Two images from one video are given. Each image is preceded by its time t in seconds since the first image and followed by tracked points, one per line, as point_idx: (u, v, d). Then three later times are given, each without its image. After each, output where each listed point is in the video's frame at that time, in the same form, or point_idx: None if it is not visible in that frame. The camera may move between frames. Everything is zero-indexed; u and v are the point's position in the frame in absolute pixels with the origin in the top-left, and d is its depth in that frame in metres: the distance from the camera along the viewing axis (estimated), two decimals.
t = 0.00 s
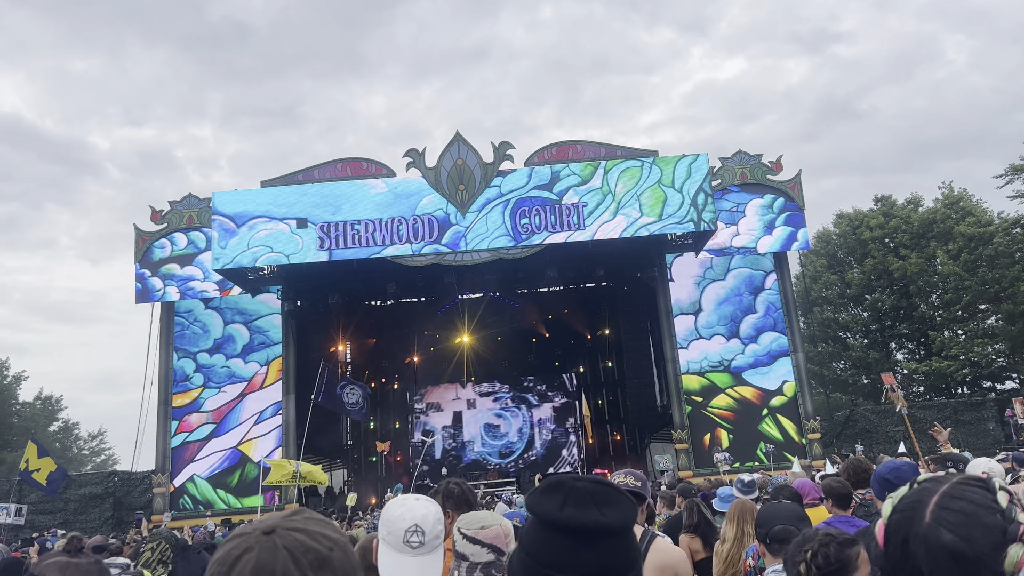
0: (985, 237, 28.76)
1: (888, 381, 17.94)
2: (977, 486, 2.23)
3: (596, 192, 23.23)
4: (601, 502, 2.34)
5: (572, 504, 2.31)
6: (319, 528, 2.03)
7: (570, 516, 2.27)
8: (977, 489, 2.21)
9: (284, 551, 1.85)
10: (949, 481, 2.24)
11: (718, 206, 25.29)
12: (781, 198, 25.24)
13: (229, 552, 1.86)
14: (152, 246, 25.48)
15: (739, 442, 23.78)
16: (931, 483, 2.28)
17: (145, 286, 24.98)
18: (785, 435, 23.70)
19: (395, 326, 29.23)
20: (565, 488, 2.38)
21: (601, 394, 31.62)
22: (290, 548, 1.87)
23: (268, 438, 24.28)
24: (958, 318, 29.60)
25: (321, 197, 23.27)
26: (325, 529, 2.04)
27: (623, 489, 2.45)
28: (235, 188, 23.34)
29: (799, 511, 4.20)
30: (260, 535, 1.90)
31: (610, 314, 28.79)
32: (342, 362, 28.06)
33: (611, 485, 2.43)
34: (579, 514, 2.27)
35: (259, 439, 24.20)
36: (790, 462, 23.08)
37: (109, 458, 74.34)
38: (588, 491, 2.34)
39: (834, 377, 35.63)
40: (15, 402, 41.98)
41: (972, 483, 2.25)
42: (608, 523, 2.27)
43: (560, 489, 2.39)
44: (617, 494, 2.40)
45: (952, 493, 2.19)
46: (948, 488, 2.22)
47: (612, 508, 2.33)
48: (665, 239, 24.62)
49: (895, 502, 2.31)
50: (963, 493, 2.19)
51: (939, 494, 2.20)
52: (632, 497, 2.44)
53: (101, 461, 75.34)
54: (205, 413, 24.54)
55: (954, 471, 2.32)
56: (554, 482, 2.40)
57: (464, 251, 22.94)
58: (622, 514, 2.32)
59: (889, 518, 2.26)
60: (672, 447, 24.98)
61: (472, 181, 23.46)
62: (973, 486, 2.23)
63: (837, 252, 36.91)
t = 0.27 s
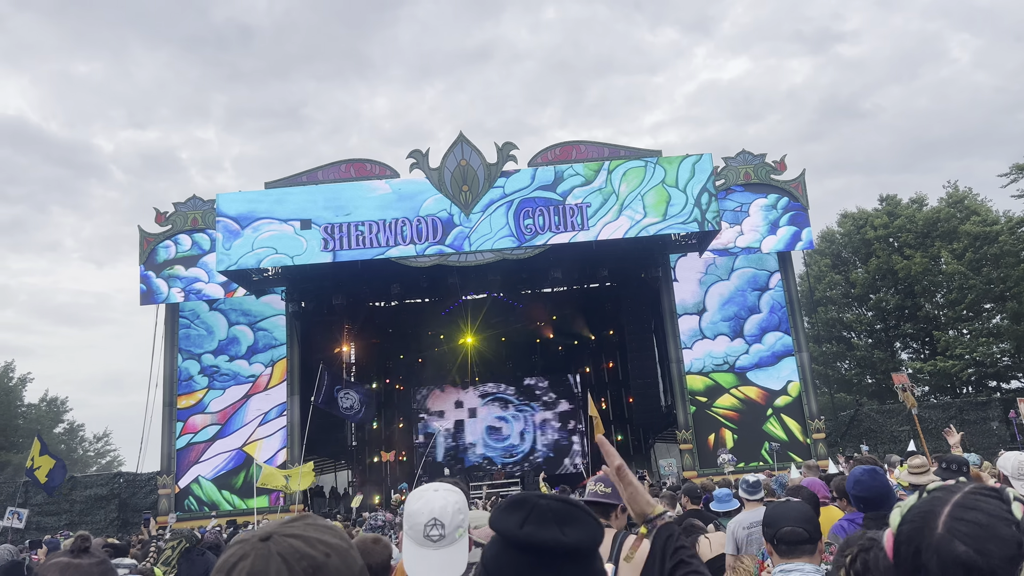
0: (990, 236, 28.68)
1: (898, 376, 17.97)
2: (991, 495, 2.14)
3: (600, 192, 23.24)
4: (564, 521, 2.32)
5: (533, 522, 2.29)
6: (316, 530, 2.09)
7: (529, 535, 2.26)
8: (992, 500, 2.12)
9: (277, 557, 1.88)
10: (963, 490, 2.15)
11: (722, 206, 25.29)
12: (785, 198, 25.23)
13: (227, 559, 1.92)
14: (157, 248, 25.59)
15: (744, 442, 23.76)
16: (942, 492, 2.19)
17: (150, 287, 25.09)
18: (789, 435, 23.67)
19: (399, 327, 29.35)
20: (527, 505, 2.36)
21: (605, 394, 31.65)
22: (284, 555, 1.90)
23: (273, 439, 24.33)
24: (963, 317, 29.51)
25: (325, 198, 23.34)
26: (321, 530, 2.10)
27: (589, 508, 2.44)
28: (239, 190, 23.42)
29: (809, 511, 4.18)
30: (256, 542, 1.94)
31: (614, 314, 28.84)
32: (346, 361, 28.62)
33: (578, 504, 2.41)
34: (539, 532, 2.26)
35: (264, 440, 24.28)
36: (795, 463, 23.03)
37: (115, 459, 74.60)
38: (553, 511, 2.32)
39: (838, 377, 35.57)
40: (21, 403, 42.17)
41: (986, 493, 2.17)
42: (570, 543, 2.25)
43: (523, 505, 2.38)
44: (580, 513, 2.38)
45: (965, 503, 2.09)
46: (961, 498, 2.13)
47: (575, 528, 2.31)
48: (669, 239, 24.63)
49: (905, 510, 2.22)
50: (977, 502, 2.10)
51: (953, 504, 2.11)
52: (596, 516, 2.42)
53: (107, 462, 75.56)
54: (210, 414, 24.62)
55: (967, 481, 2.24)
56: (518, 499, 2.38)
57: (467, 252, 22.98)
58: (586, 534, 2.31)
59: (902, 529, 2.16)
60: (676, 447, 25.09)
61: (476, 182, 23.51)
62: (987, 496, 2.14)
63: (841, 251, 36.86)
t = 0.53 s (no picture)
0: (995, 233, 28.62)
1: (906, 372, 17.88)
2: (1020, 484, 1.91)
3: (602, 192, 23.24)
4: (477, 510, 2.43)
5: (447, 516, 2.38)
6: (354, 531, 2.12)
7: (446, 528, 2.33)
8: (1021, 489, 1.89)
9: (296, 559, 1.89)
10: (990, 482, 1.93)
11: (725, 205, 25.28)
12: (788, 197, 25.22)
13: (252, 559, 1.97)
14: (160, 250, 25.66)
15: (747, 441, 23.73)
16: (967, 485, 1.99)
17: (153, 289, 25.15)
18: (793, 434, 23.63)
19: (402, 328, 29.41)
20: (438, 502, 2.44)
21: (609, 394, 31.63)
22: (304, 555, 1.91)
23: (276, 440, 24.36)
24: (968, 315, 29.42)
25: (328, 199, 23.37)
26: (360, 533, 2.13)
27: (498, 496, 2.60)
28: (242, 191, 23.47)
29: (813, 511, 4.20)
30: (280, 543, 1.97)
31: (617, 314, 28.85)
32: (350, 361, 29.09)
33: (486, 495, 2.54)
34: (455, 526, 2.34)
35: (268, 441, 24.32)
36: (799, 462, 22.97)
37: (119, 461, 74.74)
38: (464, 501, 2.44)
39: (842, 376, 35.53)
40: (25, 405, 42.30)
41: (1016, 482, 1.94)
42: (488, 529, 2.36)
43: (433, 503, 2.45)
44: (490, 502, 2.52)
45: (991, 496, 1.88)
46: (988, 490, 1.92)
47: (490, 515, 2.44)
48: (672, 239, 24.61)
49: (926, 505, 2.03)
50: (1004, 493, 1.88)
51: (978, 497, 1.90)
52: (502, 503, 2.57)
53: (111, 464, 75.69)
54: (214, 416, 24.68)
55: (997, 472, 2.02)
56: (428, 498, 2.46)
57: (470, 252, 23.01)
58: (501, 520, 2.45)
59: (924, 523, 1.97)
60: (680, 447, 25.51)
61: (478, 183, 23.54)
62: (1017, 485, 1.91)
63: (845, 250, 36.80)
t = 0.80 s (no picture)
0: (998, 231, 28.60)
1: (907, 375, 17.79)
2: None
3: (604, 191, 23.25)
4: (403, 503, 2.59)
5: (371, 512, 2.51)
6: (398, 509, 1.76)
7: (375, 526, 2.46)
8: None
9: (328, 540, 1.58)
10: (993, 476, 1.93)
11: (727, 205, 25.29)
12: (790, 196, 25.20)
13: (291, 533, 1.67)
14: (162, 252, 25.70)
15: (751, 441, 23.71)
16: (974, 477, 1.99)
17: (156, 291, 25.20)
18: (797, 433, 23.60)
19: (404, 329, 29.45)
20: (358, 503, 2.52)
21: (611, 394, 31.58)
22: (338, 539, 1.59)
23: (279, 442, 24.34)
24: (970, 313, 29.37)
25: (330, 201, 23.41)
26: (406, 510, 1.77)
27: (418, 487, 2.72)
28: (244, 193, 23.49)
29: (816, 509, 4.21)
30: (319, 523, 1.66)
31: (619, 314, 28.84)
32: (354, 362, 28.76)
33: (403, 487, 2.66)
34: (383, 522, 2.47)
35: (271, 443, 24.32)
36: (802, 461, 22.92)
37: (123, 464, 74.89)
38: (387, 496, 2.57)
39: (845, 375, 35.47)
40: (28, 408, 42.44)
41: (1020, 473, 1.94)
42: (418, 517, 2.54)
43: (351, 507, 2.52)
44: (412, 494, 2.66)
45: (999, 490, 1.88)
46: (992, 482, 1.92)
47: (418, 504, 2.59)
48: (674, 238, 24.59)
49: (934, 498, 2.03)
50: (1011, 485, 1.88)
51: (985, 490, 1.91)
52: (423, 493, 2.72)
53: (115, 466, 75.83)
54: (216, 417, 24.73)
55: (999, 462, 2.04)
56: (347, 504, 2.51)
57: (472, 253, 23.02)
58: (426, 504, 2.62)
59: (931, 518, 1.98)
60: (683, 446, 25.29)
61: (480, 183, 23.55)
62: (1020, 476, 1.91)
63: (847, 249, 36.78)
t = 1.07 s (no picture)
0: (1000, 229, 28.56)
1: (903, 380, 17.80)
2: None
3: (605, 192, 23.24)
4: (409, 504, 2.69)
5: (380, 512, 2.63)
6: (460, 501, 1.75)
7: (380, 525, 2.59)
8: None
9: (395, 538, 1.59)
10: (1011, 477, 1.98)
11: (728, 204, 25.29)
12: (792, 195, 25.17)
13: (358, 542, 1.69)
14: (164, 254, 25.75)
15: (753, 441, 23.71)
16: (995, 478, 2.03)
17: (158, 293, 25.25)
18: (799, 433, 23.60)
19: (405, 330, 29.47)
20: (369, 504, 2.66)
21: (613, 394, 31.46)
22: (404, 534, 1.60)
23: (281, 444, 24.48)
24: (973, 312, 29.32)
25: (332, 202, 23.43)
26: (469, 501, 1.75)
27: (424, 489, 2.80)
28: (246, 195, 23.51)
29: (819, 507, 4.21)
30: (384, 522, 1.67)
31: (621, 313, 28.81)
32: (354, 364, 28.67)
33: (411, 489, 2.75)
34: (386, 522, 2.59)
35: (273, 445, 24.39)
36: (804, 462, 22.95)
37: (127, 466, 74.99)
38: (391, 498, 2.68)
39: (848, 374, 35.41)
40: (31, 410, 42.54)
41: None
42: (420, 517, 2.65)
43: (364, 507, 2.66)
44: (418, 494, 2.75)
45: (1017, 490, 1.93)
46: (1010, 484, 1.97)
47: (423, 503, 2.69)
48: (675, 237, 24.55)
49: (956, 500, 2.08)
50: None
51: (1004, 489, 1.96)
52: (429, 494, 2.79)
53: (118, 468, 75.89)
54: (219, 420, 24.77)
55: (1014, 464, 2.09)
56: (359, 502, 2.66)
57: (473, 254, 23.07)
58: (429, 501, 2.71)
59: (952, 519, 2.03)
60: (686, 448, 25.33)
61: (481, 184, 23.58)
62: None
63: (849, 247, 36.72)
